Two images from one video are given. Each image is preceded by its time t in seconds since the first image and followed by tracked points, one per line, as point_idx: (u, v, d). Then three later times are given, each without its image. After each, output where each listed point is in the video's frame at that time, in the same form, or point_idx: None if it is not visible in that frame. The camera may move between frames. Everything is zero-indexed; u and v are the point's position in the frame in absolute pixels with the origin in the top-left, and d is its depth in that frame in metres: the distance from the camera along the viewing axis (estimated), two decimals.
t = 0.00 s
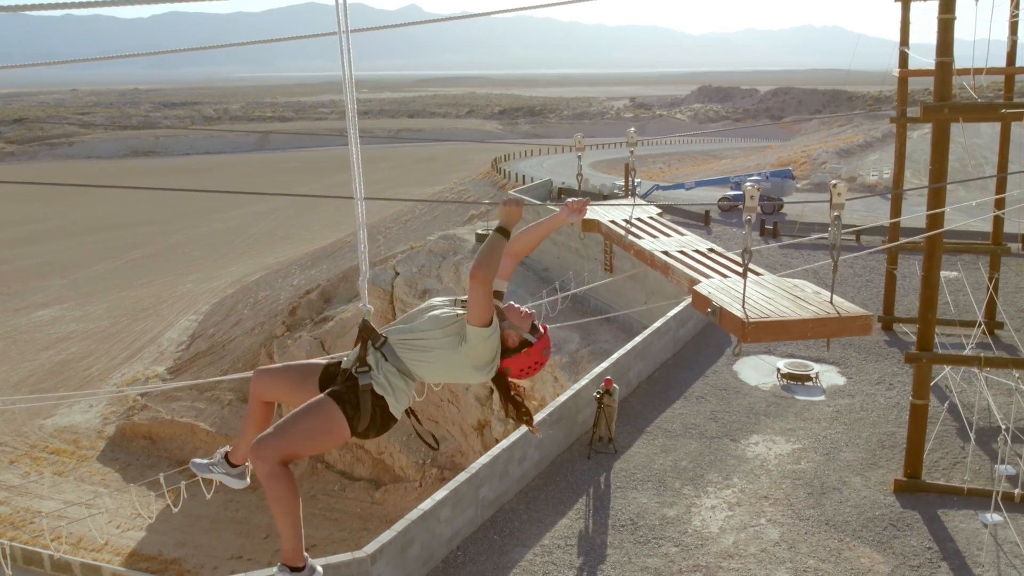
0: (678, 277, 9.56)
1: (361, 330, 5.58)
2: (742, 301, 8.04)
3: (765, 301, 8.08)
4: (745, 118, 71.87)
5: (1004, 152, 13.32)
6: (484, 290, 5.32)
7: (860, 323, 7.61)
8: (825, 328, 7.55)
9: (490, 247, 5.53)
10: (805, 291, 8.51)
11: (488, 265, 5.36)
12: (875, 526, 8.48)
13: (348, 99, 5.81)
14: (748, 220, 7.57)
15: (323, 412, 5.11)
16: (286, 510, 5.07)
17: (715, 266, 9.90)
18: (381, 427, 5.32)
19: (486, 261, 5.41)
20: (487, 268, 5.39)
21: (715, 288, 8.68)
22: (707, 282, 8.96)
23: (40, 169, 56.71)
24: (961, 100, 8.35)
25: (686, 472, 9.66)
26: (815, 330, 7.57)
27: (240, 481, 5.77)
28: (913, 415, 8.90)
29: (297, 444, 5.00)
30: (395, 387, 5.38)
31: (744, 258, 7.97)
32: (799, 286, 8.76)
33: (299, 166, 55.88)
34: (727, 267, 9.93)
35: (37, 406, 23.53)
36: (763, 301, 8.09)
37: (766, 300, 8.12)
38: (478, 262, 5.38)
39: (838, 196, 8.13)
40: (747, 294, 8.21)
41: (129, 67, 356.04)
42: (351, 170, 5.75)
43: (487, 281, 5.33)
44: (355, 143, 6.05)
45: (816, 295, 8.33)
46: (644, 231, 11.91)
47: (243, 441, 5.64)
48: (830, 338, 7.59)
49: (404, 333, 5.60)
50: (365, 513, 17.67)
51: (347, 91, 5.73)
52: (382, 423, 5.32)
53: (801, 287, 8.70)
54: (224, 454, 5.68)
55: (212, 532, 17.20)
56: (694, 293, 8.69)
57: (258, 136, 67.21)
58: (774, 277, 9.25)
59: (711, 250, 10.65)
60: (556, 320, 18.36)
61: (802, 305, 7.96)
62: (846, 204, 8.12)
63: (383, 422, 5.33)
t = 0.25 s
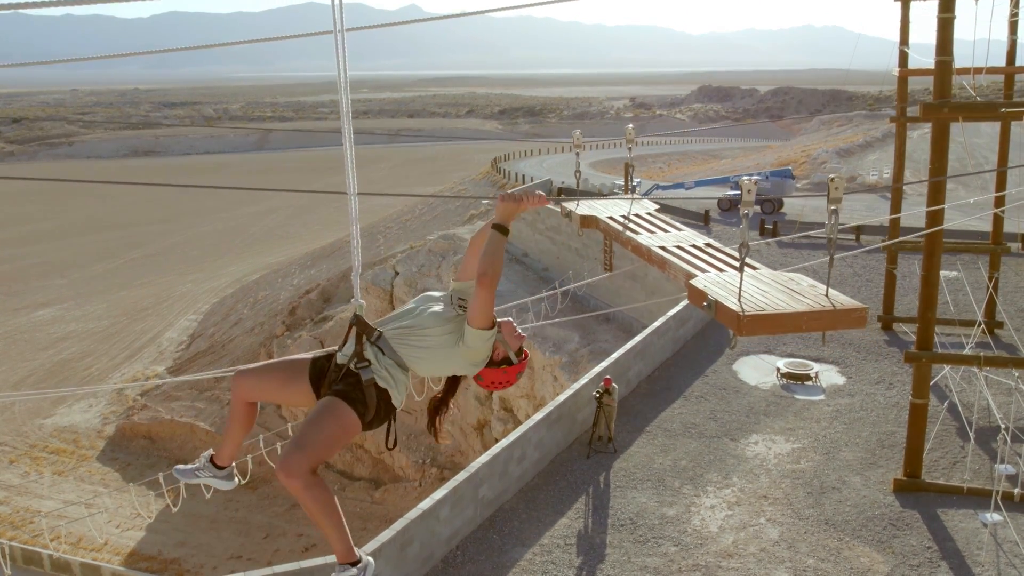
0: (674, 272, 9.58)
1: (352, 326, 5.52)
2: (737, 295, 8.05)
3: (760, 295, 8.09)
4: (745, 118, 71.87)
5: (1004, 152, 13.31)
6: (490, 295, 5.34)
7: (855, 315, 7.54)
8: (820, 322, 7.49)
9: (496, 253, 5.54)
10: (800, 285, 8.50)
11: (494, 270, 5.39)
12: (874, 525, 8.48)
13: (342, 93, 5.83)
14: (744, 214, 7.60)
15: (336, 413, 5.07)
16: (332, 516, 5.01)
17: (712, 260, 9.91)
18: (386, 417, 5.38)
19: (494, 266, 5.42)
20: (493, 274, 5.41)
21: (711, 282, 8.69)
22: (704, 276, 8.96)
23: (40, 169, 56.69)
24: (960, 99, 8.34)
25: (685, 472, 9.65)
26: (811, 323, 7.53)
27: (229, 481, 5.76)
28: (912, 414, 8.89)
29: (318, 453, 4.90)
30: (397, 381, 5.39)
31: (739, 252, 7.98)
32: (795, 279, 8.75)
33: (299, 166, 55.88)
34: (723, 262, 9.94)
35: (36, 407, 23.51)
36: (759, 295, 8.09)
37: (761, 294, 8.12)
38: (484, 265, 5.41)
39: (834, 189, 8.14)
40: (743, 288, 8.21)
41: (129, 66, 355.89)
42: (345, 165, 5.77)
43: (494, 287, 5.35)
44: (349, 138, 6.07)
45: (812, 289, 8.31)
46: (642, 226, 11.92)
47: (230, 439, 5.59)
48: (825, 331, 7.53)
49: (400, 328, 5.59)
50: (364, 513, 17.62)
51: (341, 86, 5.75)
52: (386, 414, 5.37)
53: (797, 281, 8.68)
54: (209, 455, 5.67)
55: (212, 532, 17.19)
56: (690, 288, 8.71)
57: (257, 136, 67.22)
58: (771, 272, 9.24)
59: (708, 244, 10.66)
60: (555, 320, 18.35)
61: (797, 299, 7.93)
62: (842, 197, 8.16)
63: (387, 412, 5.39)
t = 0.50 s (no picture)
0: (671, 269, 9.57)
1: (346, 324, 5.48)
2: (733, 292, 8.04)
3: (756, 292, 8.08)
4: (745, 117, 71.88)
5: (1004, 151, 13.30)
6: (484, 298, 5.35)
7: (851, 312, 7.58)
8: (816, 318, 7.51)
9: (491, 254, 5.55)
10: (796, 282, 8.49)
11: (490, 273, 5.39)
12: (874, 525, 8.47)
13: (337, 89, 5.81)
14: (741, 211, 7.59)
15: (337, 413, 5.07)
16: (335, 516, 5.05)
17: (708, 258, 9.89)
18: (384, 413, 5.41)
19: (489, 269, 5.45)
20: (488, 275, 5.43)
21: (708, 279, 8.68)
22: (700, 273, 8.94)
23: (39, 168, 56.67)
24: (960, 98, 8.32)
25: (684, 471, 9.64)
26: (807, 320, 7.54)
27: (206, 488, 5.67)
28: (912, 414, 8.88)
29: (325, 454, 4.89)
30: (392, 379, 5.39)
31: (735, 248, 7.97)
32: (791, 277, 8.74)
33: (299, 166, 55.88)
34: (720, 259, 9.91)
35: (35, 407, 23.49)
36: (755, 292, 8.09)
37: (757, 291, 8.11)
38: (479, 269, 5.44)
39: (831, 185, 8.14)
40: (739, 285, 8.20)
41: (128, 66, 355.77)
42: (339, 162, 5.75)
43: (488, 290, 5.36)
44: (343, 134, 6.05)
45: (808, 285, 8.31)
46: (639, 224, 11.90)
47: (211, 444, 5.48)
48: (820, 328, 7.55)
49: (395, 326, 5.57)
50: (363, 513, 17.58)
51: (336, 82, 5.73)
52: (383, 411, 5.39)
53: (793, 278, 8.66)
54: (186, 462, 5.61)
55: (211, 532, 17.18)
56: (686, 285, 8.70)
57: (257, 136, 67.20)
58: (768, 269, 9.20)
59: (705, 241, 10.63)
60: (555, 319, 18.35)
61: (793, 296, 7.93)
62: (838, 195, 8.14)
63: (385, 408, 5.41)
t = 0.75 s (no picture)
0: (671, 269, 9.56)
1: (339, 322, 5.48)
2: (733, 292, 8.03)
3: (756, 292, 8.07)
4: (745, 117, 71.88)
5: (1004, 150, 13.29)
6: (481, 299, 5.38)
7: (852, 312, 7.56)
8: (816, 319, 7.49)
9: (487, 256, 5.57)
10: (797, 281, 8.47)
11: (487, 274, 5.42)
12: (874, 525, 8.46)
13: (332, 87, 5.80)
14: (741, 211, 7.56)
15: (326, 411, 5.05)
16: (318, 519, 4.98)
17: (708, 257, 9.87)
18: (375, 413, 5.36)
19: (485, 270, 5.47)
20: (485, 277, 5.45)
21: (707, 279, 8.67)
22: (699, 273, 8.93)
23: (39, 169, 56.58)
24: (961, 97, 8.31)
25: (684, 471, 9.63)
26: (807, 321, 7.53)
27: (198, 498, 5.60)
28: (912, 414, 8.87)
29: (310, 453, 4.87)
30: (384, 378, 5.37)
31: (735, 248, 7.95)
32: (791, 276, 8.72)
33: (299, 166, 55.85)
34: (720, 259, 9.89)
35: (34, 407, 23.48)
36: (754, 292, 8.07)
37: (757, 291, 8.10)
38: (474, 268, 5.50)
39: (831, 185, 8.13)
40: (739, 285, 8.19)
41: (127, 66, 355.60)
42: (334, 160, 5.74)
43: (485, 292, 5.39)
44: (337, 133, 6.04)
45: (809, 286, 8.29)
46: (639, 224, 11.87)
47: (201, 451, 5.41)
48: (820, 328, 7.53)
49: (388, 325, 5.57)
50: (363, 512, 17.58)
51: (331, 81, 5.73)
52: (374, 411, 5.35)
53: (793, 278, 8.64)
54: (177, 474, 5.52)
55: (211, 531, 17.17)
56: (686, 284, 8.69)
57: (257, 136, 67.13)
58: (768, 269, 9.18)
59: (704, 241, 10.61)
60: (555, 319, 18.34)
61: (794, 296, 7.92)
62: (839, 194, 8.13)
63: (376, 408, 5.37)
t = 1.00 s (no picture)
0: (670, 269, 9.55)
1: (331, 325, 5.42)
2: (734, 292, 8.01)
3: (757, 293, 8.05)
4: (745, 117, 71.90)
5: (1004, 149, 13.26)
6: (486, 297, 5.32)
7: (854, 313, 7.52)
8: (819, 320, 7.46)
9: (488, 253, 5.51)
10: (798, 282, 8.44)
11: (491, 272, 5.35)
12: (874, 525, 8.45)
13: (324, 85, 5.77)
14: (741, 211, 7.53)
15: (305, 415, 4.92)
16: (288, 527, 4.84)
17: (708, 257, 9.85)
18: (360, 419, 5.20)
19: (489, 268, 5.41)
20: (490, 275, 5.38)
21: (708, 279, 8.65)
22: (700, 273, 8.91)
23: (38, 169, 56.55)
24: (961, 97, 8.28)
25: (684, 471, 9.62)
26: (810, 322, 7.50)
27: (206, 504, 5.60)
28: (912, 414, 8.86)
29: (285, 458, 4.74)
30: (372, 382, 5.26)
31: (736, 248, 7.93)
32: (792, 276, 8.70)
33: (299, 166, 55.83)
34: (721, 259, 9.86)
35: (33, 407, 23.46)
36: (755, 292, 8.06)
37: (758, 292, 8.08)
38: (481, 267, 5.40)
39: (832, 183, 8.11)
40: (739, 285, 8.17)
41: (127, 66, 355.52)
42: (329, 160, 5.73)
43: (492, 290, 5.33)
44: (328, 130, 6.01)
45: (810, 286, 8.26)
46: (639, 223, 11.84)
47: (205, 456, 5.40)
48: (821, 330, 7.50)
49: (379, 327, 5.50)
50: (362, 513, 17.58)
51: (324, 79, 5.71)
52: (360, 417, 5.20)
53: (795, 278, 8.62)
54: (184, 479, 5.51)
55: (210, 531, 17.15)
56: (686, 285, 8.67)
57: (257, 136, 67.10)
58: (769, 268, 9.15)
59: (705, 241, 10.59)
60: (555, 320, 18.33)
61: (796, 297, 7.89)
62: (840, 193, 8.12)
63: (362, 414, 5.22)
